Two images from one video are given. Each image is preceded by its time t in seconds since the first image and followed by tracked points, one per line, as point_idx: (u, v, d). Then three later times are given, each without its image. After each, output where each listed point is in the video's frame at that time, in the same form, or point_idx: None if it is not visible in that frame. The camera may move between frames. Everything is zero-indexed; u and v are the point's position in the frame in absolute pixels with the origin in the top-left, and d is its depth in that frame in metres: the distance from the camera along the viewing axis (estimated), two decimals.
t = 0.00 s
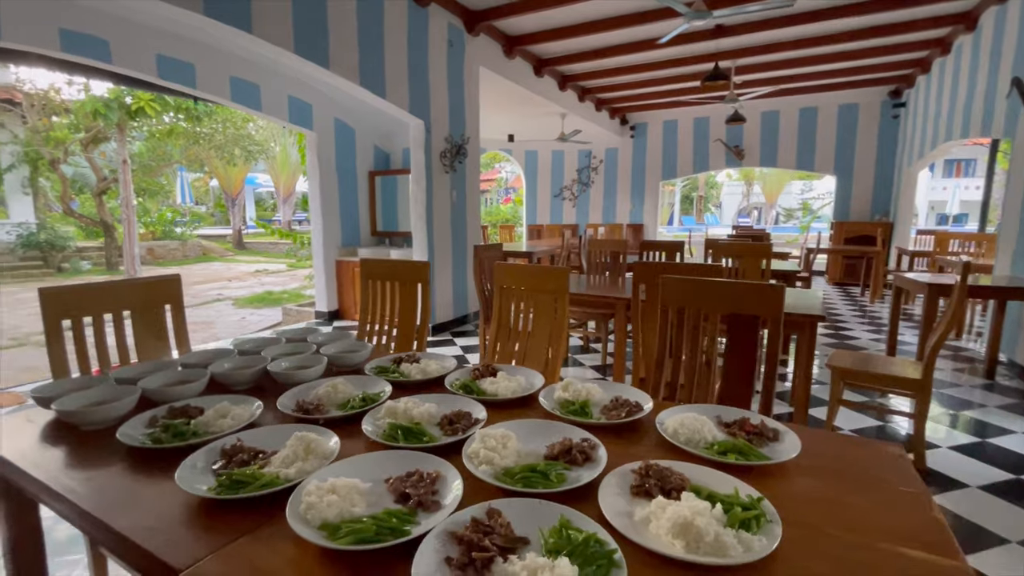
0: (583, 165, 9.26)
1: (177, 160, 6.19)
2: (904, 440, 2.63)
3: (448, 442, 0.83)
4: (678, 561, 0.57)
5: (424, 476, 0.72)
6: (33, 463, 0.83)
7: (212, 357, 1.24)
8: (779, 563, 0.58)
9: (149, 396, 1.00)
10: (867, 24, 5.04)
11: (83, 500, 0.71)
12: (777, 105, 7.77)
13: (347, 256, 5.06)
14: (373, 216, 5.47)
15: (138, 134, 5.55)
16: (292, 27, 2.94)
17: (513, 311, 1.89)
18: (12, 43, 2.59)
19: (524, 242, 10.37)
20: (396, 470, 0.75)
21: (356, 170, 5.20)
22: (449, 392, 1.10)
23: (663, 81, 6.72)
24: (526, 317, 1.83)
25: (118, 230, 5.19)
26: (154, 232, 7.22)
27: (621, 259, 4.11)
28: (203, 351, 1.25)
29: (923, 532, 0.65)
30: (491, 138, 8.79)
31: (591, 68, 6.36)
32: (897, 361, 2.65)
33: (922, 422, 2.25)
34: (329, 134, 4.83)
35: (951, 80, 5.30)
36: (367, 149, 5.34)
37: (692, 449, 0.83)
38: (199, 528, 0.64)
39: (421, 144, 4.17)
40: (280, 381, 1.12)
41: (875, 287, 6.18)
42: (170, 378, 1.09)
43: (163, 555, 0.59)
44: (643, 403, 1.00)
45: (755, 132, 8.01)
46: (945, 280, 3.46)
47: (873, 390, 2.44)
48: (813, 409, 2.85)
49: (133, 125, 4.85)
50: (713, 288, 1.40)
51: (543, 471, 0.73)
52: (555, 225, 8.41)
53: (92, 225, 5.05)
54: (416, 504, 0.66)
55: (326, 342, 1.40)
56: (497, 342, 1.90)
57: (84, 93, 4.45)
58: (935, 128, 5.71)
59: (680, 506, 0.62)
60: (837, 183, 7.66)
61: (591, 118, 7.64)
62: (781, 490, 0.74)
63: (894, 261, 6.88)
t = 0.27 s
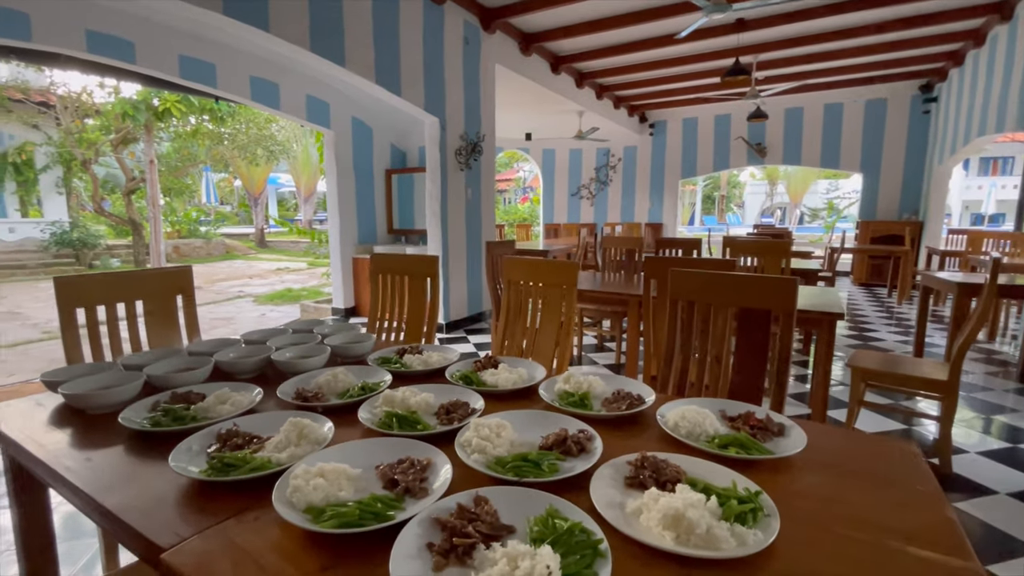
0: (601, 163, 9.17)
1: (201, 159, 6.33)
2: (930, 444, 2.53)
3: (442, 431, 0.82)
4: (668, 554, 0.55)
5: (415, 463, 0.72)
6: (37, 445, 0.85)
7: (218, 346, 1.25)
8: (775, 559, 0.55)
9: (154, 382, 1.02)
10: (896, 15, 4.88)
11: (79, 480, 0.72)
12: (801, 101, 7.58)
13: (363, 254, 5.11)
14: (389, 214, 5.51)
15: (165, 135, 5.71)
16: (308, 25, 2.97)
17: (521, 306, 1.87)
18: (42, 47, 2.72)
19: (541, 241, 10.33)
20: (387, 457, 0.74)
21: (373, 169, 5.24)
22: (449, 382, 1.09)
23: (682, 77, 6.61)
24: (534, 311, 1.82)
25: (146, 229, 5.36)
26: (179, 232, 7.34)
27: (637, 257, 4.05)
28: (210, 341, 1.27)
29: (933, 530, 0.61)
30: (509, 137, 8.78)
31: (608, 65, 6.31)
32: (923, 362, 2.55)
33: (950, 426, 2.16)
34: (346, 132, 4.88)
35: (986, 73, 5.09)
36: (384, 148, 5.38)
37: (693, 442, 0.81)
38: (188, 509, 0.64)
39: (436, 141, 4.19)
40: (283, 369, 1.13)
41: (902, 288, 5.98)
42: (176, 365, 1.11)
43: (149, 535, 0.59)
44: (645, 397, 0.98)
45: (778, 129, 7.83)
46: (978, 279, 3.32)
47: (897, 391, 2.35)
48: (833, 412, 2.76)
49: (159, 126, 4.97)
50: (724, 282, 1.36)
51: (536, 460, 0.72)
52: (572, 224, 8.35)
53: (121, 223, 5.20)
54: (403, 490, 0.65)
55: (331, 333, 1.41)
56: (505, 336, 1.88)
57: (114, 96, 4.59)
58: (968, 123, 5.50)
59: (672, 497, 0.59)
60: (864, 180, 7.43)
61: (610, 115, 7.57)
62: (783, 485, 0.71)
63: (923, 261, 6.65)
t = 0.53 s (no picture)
0: (621, 162, 9.09)
1: (228, 160, 6.50)
2: (961, 451, 2.43)
3: (447, 423, 0.82)
4: (666, 547, 0.55)
5: (418, 452, 0.72)
6: (61, 429, 0.88)
7: (235, 339, 1.28)
8: (776, 555, 0.54)
9: (173, 370, 1.05)
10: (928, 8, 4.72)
11: (96, 463, 0.75)
12: (828, 98, 7.39)
13: (382, 252, 5.17)
14: (409, 213, 5.57)
15: (194, 137, 5.89)
16: (328, 26, 3.03)
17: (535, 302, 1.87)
18: (77, 50, 2.88)
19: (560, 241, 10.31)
20: (391, 447, 0.75)
21: (393, 168, 5.30)
22: (458, 376, 1.09)
23: (704, 75, 6.52)
24: (547, 308, 1.81)
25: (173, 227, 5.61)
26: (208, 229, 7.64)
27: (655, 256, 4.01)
28: (227, 333, 1.30)
29: (946, 531, 0.59)
30: (528, 137, 8.79)
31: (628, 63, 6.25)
32: (953, 365, 2.46)
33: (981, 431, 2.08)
34: (367, 132, 4.95)
35: None
36: (404, 148, 5.45)
37: (699, 438, 0.80)
38: (196, 493, 0.66)
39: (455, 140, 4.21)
40: (297, 362, 1.15)
41: (934, 289, 5.78)
42: (193, 356, 1.14)
43: (158, 516, 0.61)
44: (653, 394, 0.97)
45: (803, 127, 7.65)
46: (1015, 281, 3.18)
47: (925, 394, 2.27)
48: (857, 415, 2.69)
49: (188, 128, 5.12)
50: (738, 279, 1.34)
51: (538, 452, 0.72)
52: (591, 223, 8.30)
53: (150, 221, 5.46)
54: (404, 478, 0.65)
55: (346, 327, 1.43)
56: (518, 333, 1.88)
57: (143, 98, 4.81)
58: (1006, 120, 5.28)
59: (671, 491, 0.59)
60: (894, 179, 7.20)
61: (630, 114, 7.51)
62: (791, 483, 0.69)
63: (957, 263, 6.41)
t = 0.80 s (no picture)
0: (646, 162, 8.98)
1: (257, 161, 6.68)
2: (1001, 461, 2.33)
3: (462, 416, 0.84)
4: (676, 543, 0.55)
5: (433, 445, 0.73)
6: (96, 415, 0.93)
7: (260, 333, 1.32)
8: (789, 555, 0.53)
9: (200, 362, 1.09)
10: None
11: (129, 448, 0.79)
12: (862, 95, 7.16)
13: (405, 251, 5.24)
14: (431, 212, 5.62)
15: (225, 139, 6.07)
16: (354, 29, 3.09)
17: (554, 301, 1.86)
18: (115, 56, 3.02)
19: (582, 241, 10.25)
20: (406, 439, 0.76)
21: (416, 169, 5.37)
22: (475, 372, 1.11)
23: (731, 72, 6.39)
24: (567, 307, 1.81)
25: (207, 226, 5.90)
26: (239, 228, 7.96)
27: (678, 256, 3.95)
28: (253, 328, 1.34)
29: (971, 537, 0.57)
30: (551, 137, 8.78)
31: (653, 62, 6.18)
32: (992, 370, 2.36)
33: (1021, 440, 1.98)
34: (391, 133, 5.02)
35: None
36: (427, 148, 5.51)
37: (715, 437, 0.79)
38: (219, 479, 0.69)
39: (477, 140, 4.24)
40: (319, 356, 1.18)
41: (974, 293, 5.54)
42: (220, 349, 1.18)
43: (184, 499, 0.64)
44: (670, 392, 0.96)
45: (835, 124, 7.43)
46: None
47: (961, 400, 2.18)
48: (888, 422, 2.60)
49: (220, 130, 5.27)
50: (761, 279, 1.31)
51: (551, 447, 0.72)
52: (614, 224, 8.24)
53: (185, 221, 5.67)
54: (419, 469, 0.67)
55: (367, 323, 1.46)
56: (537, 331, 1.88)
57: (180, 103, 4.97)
58: None
59: (683, 488, 0.59)
60: (932, 178, 6.93)
61: (654, 113, 7.43)
62: (808, 483, 0.68)
63: (999, 265, 6.13)
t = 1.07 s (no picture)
0: (673, 161, 8.83)
1: (289, 163, 6.86)
2: None
3: (482, 413, 0.84)
4: (693, 543, 0.54)
5: (452, 439, 0.74)
6: (137, 404, 0.98)
7: (289, 328, 1.37)
8: (809, 558, 0.52)
9: (233, 355, 1.14)
10: None
11: (166, 435, 0.83)
12: (903, 90, 6.88)
13: (430, 250, 5.30)
14: (457, 212, 5.67)
15: (258, 141, 6.26)
16: (383, 32, 3.14)
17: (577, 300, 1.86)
18: (157, 63, 3.17)
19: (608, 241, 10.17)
20: (427, 434, 0.78)
21: (442, 169, 5.42)
22: (496, 369, 1.12)
23: (763, 69, 6.24)
24: (590, 307, 1.80)
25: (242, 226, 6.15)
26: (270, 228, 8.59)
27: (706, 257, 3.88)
28: (282, 323, 1.39)
29: (1005, 547, 0.55)
30: (577, 136, 8.75)
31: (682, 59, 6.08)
32: None
33: None
34: (418, 134, 5.09)
35: None
36: (453, 148, 5.56)
37: (737, 439, 0.78)
38: (250, 466, 0.72)
39: (502, 140, 4.26)
40: (345, 351, 1.22)
41: None
42: (251, 343, 1.22)
43: (215, 485, 0.67)
44: (692, 393, 0.95)
45: (874, 121, 7.16)
46: None
47: (1007, 409, 2.07)
48: (925, 430, 2.50)
49: (253, 132, 5.44)
50: (790, 280, 1.28)
51: (569, 445, 0.72)
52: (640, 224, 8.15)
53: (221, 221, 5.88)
54: (439, 462, 0.68)
55: (392, 320, 1.49)
56: (560, 331, 1.88)
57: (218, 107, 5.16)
58: None
59: (701, 487, 0.58)
60: (978, 177, 6.61)
61: (682, 111, 7.31)
62: (833, 488, 0.67)
63: None
